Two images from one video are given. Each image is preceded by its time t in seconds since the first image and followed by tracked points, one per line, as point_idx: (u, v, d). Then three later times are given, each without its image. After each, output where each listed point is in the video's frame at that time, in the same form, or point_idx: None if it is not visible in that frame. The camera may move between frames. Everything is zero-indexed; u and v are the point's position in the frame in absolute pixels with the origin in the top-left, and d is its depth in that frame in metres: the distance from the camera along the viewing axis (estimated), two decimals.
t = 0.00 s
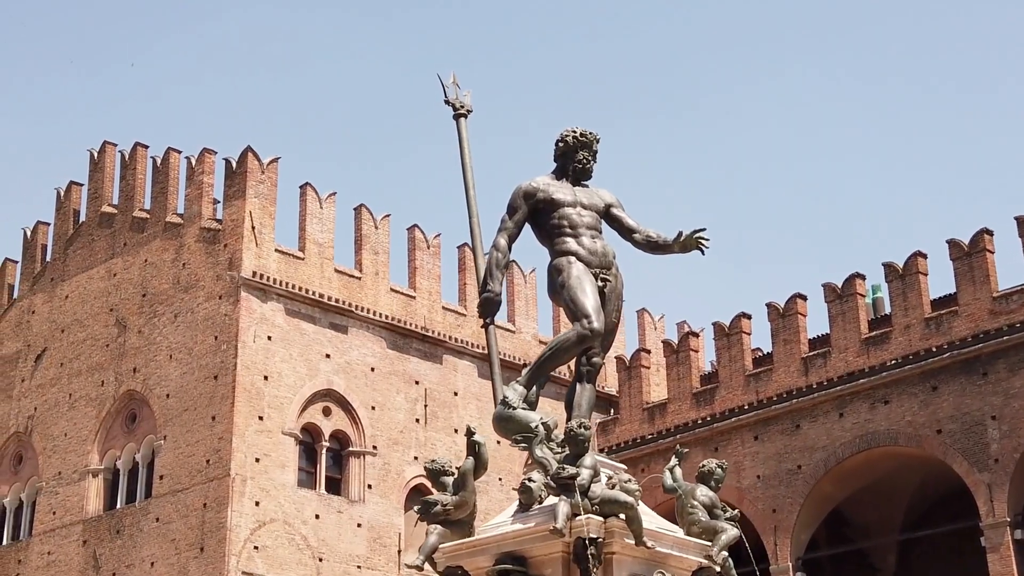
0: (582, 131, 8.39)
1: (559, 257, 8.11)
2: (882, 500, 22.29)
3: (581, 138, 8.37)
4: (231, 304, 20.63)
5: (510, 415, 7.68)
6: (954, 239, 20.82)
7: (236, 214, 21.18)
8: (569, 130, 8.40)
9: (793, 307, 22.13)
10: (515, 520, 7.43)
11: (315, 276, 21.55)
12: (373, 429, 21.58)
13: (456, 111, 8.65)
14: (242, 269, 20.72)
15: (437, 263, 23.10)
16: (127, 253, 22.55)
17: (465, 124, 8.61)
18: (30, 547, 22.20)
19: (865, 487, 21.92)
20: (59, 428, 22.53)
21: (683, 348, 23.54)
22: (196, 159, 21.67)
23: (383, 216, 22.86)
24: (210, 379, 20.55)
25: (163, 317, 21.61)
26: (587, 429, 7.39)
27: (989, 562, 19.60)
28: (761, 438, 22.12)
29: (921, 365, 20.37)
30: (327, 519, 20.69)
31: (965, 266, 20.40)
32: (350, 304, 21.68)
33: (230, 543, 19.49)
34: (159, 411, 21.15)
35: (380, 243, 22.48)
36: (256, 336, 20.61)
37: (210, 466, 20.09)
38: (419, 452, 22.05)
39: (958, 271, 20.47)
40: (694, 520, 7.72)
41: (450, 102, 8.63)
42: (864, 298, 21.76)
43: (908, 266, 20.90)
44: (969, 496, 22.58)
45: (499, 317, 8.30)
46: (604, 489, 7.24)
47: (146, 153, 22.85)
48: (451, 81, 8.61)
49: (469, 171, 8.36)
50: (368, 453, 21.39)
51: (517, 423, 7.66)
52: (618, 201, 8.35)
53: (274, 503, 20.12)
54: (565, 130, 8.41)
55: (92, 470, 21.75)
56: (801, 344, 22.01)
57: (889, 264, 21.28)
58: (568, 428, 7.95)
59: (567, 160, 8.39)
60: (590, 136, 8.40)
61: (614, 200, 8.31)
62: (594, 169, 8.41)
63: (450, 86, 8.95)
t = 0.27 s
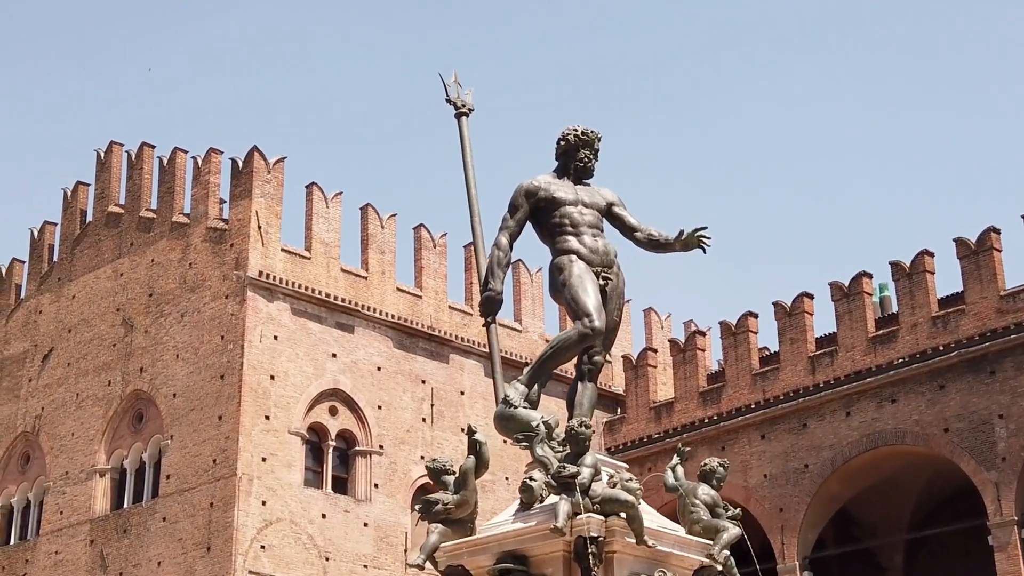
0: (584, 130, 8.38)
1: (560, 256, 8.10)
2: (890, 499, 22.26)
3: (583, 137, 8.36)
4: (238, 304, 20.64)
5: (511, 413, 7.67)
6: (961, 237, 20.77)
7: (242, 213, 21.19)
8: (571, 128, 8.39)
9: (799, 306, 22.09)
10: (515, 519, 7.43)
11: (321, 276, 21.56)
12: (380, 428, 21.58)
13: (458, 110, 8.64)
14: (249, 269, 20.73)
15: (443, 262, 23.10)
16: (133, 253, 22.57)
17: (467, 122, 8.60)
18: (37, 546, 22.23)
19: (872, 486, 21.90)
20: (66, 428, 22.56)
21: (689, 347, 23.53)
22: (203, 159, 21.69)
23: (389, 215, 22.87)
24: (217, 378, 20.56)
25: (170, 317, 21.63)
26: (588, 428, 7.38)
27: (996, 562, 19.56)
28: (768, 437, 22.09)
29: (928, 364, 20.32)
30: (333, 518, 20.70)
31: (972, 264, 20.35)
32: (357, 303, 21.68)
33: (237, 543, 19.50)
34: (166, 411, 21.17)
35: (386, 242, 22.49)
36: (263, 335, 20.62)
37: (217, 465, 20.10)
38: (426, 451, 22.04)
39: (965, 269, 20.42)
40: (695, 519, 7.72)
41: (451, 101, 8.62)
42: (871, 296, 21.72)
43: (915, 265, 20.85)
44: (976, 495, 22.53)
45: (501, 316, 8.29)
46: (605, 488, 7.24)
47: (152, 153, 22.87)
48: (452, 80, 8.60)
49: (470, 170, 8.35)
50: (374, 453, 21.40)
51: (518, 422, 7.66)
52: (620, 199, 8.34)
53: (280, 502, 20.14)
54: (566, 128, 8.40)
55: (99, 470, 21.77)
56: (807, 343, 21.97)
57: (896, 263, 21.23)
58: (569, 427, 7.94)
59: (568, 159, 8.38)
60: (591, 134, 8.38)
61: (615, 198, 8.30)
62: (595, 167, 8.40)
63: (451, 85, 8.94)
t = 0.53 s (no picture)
0: (585, 128, 8.37)
1: (561, 255, 8.09)
2: (897, 498, 22.23)
3: (585, 135, 8.35)
4: (244, 304, 20.65)
5: (512, 413, 7.67)
6: (968, 236, 20.72)
7: (249, 213, 21.19)
8: (572, 127, 8.38)
9: (806, 305, 22.06)
10: (516, 519, 7.42)
11: (328, 276, 21.56)
12: (386, 427, 21.58)
13: (459, 109, 8.63)
14: (255, 268, 20.73)
15: (449, 261, 23.10)
16: (140, 253, 22.59)
17: (469, 121, 8.59)
18: (45, 546, 22.26)
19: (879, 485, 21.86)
20: (73, 428, 22.58)
21: (696, 347, 23.51)
22: (209, 159, 21.70)
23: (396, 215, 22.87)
24: (223, 378, 20.57)
25: (176, 317, 21.64)
26: (589, 427, 7.36)
27: (1004, 561, 19.51)
28: (775, 436, 22.05)
29: (936, 362, 20.27)
30: (340, 518, 20.70)
31: (979, 263, 20.30)
32: (363, 303, 21.68)
33: (243, 542, 19.51)
34: (172, 411, 21.19)
35: (392, 242, 22.49)
36: (269, 335, 20.63)
37: (224, 465, 20.11)
38: (432, 451, 22.03)
39: (972, 268, 20.37)
40: (697, 518, 7.71)
41: (453, 100, 8.61)
42: (878, 295, 21.68)
43: (922, 263, 20.80)
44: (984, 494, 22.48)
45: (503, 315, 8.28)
46: (606, 487, 7.23)
47: (159, 153, 22.89)
48: (454, 79, 8.59)
49: (472, 169, 8.35)
50: (381, 452, 21.40)
51: (519, 421, 7.64)
52: (621, 198, 8.33)
53: (287, 502, 20.14)
54: (568, 127, 8.39)
55: (106, 470, 21.79)
56: (814, 342, 21.93)
57: (902, 262, 21.18)
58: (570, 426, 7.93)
59: (569, 158, 8.37)
60: (593, 133, 8.37)
61: (617, 197, 8.29)
62: (597, 165, 8.38)
63: (453, 84, 8.93)
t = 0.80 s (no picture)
0: (587, 127, 8.36)
1: (563, 255, 8.09)
2: (905, 498, 22.20)
3: (586, 135, 8.34)
4: (251, 304, 20.67)
5: (514, 413, 7.67)
6: (976, 235, 20.68)
7: (255, 214, 21.21)
8: (574, 126, 8.37)
9: (813, 304, 22.03)
10: (518, 518, 7.42)
11: (334, 276, 21.58)
12: (393, 427, 21.59)
13: (461, 108, 8.63)
14: (262, 269, 20.75)
15: (456, 261, 23.10)
16: (147, 253, 22.62)
17: (471, 121, 8.59)
18: (53, 546, 22.29)
19: (887, 485, 21.83)
20: (81, 429, 22.62)
21: (703, 346, 23.50)
22: (216, 159, 21.72)
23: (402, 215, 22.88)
24: (230, 378, 20.59)
25: (183, 317, 21.66)
26: (590, 426, 7.35)
27: (1012, 560, 19.47)
28: (782, 436, 22.03)
29: (943, 362, 20.22)
30: (347, 518, 20.71)
31: (987, 262, 20.26)
32: (369, 303, 21.70)
33: (251, 542, 19.53)
34: (179, 411, 21.21)
35: (399, 242, 22.50)
36: (276, 335, 20.64)
37: (231, 465, 20.13)
38: (439, 451, 22.03)
39: (980, 267, 20.33)
40: (699, 518, 7.69)
41: (455, 99, 8.60)
42: (885, 294, 21.64)
43: (929, 262, 20.76)
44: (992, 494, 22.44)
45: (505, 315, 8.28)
46: (608, 487, 7.22)
47: (166, 154, 22.92)
48: (456, 78, 8.59)
49: (474, 169, 8.34)
50: (388, 452, 21.41)
51: (520, 420, 7.64)
52: (623, 197, 8.32)
53: (294, 502, 20.16)
54: (570, 126, 8.39)
55: (114, 470, 21.81)
56: (821, 341, 21.91)
57: (910, 261, 21.14)
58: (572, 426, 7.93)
59: (571, 157, 8.37)
60: (595, 132, 8.37)
61: (619, 196, 8.28)
62: (599, 165, 8.38)
63: (455, 83, 8.92)
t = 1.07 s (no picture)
0: (590, 127, 8.35)
1: (566, 255, 8.07)
2: (914, 498, 22.15)
3: (589, 134, 8.33)
4: (259, 304, 20.68)
5: (517, 413, 7.65)
6: (985, 234, 20.61)
7: (264, 215, 21.22)
8: (577, 126, 8.36)
9: (822, 304, 21.98)
10: (521, 519, 7.40)
11: (342, 276, 21.58)
12: (401, 428, 21.59)
13: (464, 108, 8.62)
14: (270, 269, 20.76)
15: (464, 261, 23.10)
16: (156, 254, 22.64)
17: (473, 121, 8.58)
18: (62, 547, 22.32)
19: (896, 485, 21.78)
20: (90, 430, 22.65)
21: (712, 346, 23.47)
22: (224, 160, 21.74)
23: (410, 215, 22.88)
24: (238, 379, 20.60)
25: (192, 318, 21.68)
26: (593, 427, 7.33)
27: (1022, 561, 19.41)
28: (791, 436, 21.99)
29: (952, 362, 20.16)
30: (355, 519, 20.72)
31: (996, 261, 20.20)
32: (377, 304, 21.70)
33: (259, 543, 19.54)
34: (188, 412, 21.23)
35: (407, 242, 22.50)
36: (284, 336, 20.65)
37: (239, 466, 20.14)
38: (448, 451, 22.03)
39: (989, 266, 20.27)
40: (702, 518, 7.67)
41: (458, 100, 8.59)
42: (894, 294, 21.59)
43: (938, 262, 20.70)
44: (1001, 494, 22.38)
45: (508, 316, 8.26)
46: (610, 487, 7.20)
47: (174, 155, 22.94)
48: (459, 79, 8.58)
49: (476, 169, 8.33)
50: (396, 453, 21.41)
51: (522, 421, 7.63)
52: (627, 197, 8.30)
53: (303, 502, 20.16)
54: (573, 126, 8.37)
55: (123, 471, 21.83)
56: (830, 341, 21.86)
57: (918, 260, 21.08)
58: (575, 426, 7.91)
59: (574, 157, 8.35)
60: (597, 132, 8.35)
61: (622, 196, 8.27)
62: (602, 165, 8.36)
63: (458, 83, 8.91)
